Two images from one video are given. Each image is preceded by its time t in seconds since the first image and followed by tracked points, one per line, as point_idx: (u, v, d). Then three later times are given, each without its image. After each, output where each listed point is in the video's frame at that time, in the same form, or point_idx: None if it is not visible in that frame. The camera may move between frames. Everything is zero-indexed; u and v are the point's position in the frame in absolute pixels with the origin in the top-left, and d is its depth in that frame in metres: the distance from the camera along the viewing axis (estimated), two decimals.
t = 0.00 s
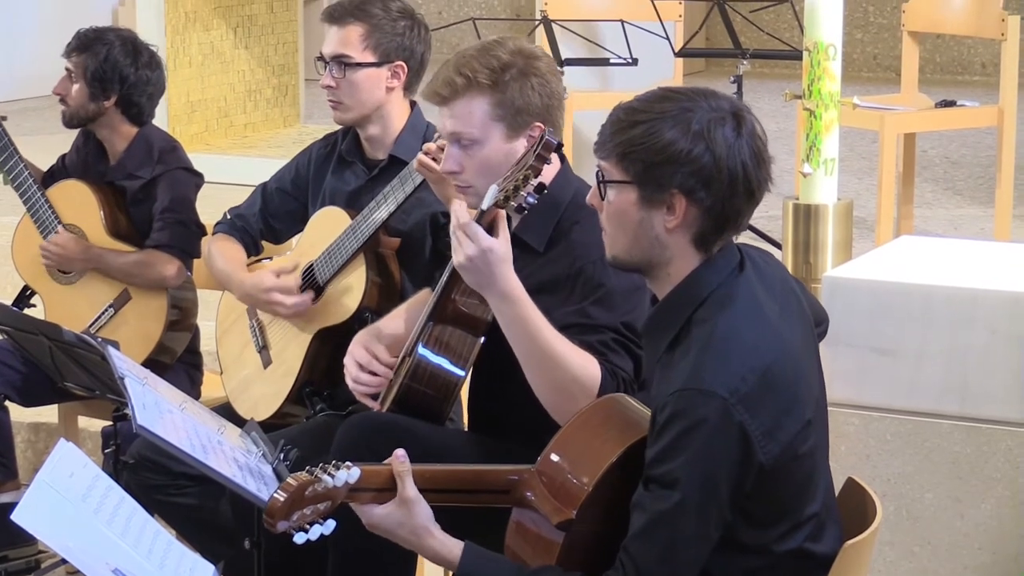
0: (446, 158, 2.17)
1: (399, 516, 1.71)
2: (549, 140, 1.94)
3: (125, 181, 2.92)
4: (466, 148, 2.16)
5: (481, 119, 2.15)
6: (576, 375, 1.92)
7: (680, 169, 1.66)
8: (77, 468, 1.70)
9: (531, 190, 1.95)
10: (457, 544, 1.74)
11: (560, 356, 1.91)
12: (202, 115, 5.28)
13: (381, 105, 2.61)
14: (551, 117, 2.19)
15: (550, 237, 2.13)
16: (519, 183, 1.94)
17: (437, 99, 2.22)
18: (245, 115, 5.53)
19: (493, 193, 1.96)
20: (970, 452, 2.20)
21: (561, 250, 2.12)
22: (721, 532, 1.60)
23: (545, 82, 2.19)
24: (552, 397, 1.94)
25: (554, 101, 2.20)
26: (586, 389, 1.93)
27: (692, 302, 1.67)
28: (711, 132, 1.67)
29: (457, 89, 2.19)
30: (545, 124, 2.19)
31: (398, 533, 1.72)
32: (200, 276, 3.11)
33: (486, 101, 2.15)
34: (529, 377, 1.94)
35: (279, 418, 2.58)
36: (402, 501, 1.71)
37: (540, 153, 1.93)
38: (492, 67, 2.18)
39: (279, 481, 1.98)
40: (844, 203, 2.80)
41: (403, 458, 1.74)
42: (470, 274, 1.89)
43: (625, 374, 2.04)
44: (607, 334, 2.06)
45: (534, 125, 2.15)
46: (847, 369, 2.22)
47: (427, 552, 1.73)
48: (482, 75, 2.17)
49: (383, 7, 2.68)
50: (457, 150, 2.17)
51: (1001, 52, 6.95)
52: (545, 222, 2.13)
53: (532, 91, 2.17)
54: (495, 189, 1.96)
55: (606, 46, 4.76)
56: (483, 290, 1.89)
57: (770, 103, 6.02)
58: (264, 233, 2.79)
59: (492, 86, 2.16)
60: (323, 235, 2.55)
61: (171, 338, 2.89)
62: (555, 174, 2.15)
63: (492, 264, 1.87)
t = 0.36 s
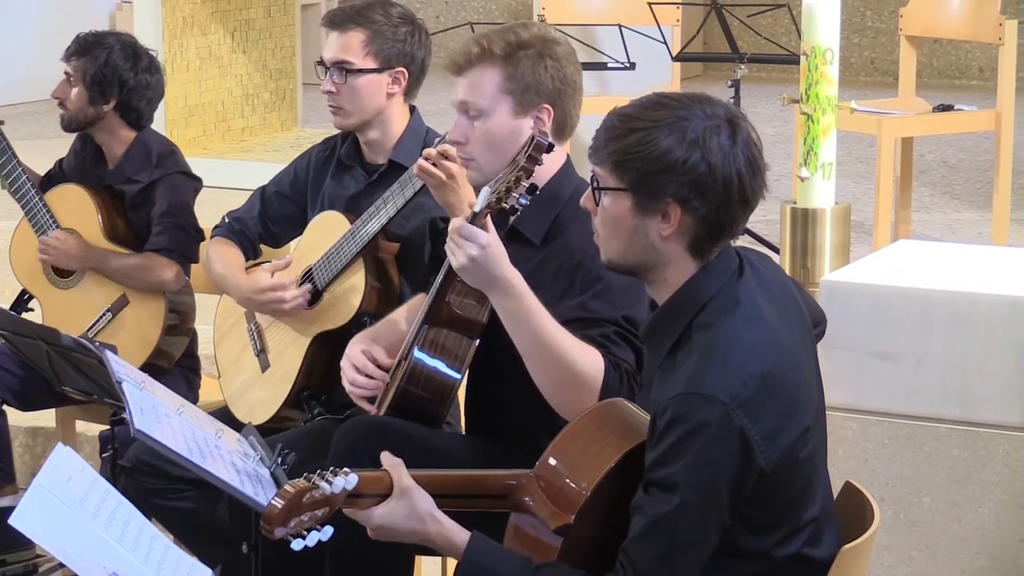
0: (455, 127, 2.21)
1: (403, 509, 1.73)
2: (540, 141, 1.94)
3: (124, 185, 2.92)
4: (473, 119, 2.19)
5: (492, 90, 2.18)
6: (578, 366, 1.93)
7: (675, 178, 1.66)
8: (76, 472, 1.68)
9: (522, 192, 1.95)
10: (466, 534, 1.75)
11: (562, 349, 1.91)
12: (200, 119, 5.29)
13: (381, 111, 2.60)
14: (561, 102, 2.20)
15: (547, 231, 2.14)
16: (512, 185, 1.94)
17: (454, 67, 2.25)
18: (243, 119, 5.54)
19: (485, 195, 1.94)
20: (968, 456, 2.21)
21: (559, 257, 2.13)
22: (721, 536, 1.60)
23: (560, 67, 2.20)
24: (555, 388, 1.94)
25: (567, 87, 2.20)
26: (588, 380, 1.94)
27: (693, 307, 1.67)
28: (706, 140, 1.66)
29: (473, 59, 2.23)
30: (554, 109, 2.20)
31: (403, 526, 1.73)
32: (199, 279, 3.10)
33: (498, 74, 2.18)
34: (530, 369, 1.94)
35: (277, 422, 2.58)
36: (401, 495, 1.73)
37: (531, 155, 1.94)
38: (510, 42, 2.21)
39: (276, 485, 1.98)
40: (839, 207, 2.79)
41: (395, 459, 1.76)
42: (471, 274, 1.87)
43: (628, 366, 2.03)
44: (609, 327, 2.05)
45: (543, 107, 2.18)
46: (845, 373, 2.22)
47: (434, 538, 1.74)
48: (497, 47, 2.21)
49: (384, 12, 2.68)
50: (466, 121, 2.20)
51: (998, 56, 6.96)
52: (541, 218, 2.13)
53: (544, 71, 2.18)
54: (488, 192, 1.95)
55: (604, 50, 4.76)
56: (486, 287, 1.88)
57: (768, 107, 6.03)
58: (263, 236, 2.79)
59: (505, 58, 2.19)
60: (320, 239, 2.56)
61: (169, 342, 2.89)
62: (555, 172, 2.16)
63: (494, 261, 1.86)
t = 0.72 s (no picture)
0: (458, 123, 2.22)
1: (403, 519, 1.73)
2: (538, 142, 1.94)
3: (126, 192, 2.92)
4: (475, 115, 2.20)
5: (493, 86, 2.18)
6: (584, 370, 1.92)
7: (679, 187, 1.66)
8: (78, 478, 1.69)
9: (521, 194, 1.96)
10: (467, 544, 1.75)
11: (567, 352, 1.91)
12: (202, 126, 5.29)
13: (386, 119, 2.60)
14: (562, 99, 2.19)
15: (547, 230, 2.14)
16: (510, 187, 1.95)
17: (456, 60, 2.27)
18: (246, 126, 5.54)
19: (483, 200, 1.97)
20: (971, 463, 2.20)
21: (562, 264, 2.13)
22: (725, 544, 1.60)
23: (563, 65, 2.20)
24: (562, 393, 1.94)
25: (570, 85, 2.20)
26: (595, 383, 1.94)
27: (697, 314, 1.68)
28: (711, 150, 1.66)
29: (475, 56, 2.23)
30: (555, 107, 2.18)
31: (402, 535, 1.73)
32: (201, 286, 3.10)
33: (499, 70, 2.18)
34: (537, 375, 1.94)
35: (279, 429, 2.57)
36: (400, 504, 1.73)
37: (530, 156, 1.94)
38: (514, 39, 2.22)
39: (279, 491, 1.98)
40: (844, 213, 2.63)
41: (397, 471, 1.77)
42: (471, 279, 1.89)
43: (632, 365, 2.03)
44: (612, 327, 2.05)
45: (543, 103, 2.17)
46: (848, 380, 2.22)
47: (436, 550, 1.74)
48: (500, 43, 2.22)
49: (388, 21, 2.66)
50: (469, 118, 2.21)
51: (1001, 63, 6.96)
52: (544, 216, 2.13)
53: (545, 67, 2.17)
54: (486, 195, 1.98)
55: (607, 57, 4.76)
56: (488, 294, 1.88)
57: (771, 113, 6.02)
58: (266, 243, 2.79)
59: (507, 53, 2.20)
60: (321, 244, 2.56)
61: (172, 349, 2.89)
62: (557, 174, 2.16)
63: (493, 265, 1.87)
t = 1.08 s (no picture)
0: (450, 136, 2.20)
1: (406, 526, 1.72)
2: (538, 147, 1.96)
3: (128, 200, 2.93)
4: (467, 126, 2.17)
5: (483, 96, 2.16)
6: (586, 377, 1.92)
7: (684, 194, 1.66)
8: (78, 486, 1.68)
9: (521, 199, 1.96)
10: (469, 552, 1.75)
11: (569, 360, 1.90)
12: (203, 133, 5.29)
13: (389, 128, 2.59)
14: (553, 105, 2.17)
15: (547, 239, 2.14)
16: (510, 193, 1.96)
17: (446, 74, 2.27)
18: (247, 133, 5.53)
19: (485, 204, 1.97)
20: (973, 471, 2.20)
21: (562, 270, 2.12)
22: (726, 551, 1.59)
23: (552, 69, 2.18)
24: (565, 401, 1.93)
25: (562, 90, 2.18)
26: (598, 391, 1.93)
27: (699, 320, 1.68)
28: (717, 157, 1.66)
29: (464, 67, 2.22)
30: (546, 113, 2.17)
31: (404, 541, 1.73)
32: (203, 295, 3.10)
33: (488, 79, 2.17)
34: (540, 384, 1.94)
35: (280, 436, 2.57)
36: (404, 514, 1.73)
37: (530, 160, 1.96)
38: (502, 48, 2.21)
39: (280, 499, 1.97)
40: (845, 220, 2.63)
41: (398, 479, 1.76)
42: (472, 287, 1.89)
43: (634, 372, 2.03)
44: (614, 335, 2.05)
45: (533, 110, 2.16)
46: (850, 388, 2.21)
47: (439, 555, 1.74)
48: (488, 52, 2.20)
49: (392, 30, 2.66)
50: (461, 129, 2.19)
51: (1002, 70, 6.96)
52: (544, 223, 2.13)
53: (534, 74, 2.16)
54: (488, 200, 1.97)
55: (609, 64, 4.76)
56: (488, 303, 1.88)
57: (772, 120, 6.02)
58: (269, 251, 2.79)
59: (495, 62, 2.18)
60: (322, 251, 2.55)
61: (173, 357, 2.89)
62: (556, 180, 2.16)
63: (493, 273, 1.87)
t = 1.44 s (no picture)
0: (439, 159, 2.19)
1: (399, 532, 1.72)
2: (536, 155, 1.95)
3: (123, 205, 2.92)
4: (457, 148, 2.17)
5: (471, 116, 2.16)
6: (579, 387, 1.92)
7: (684, 199, 1.66)
8: (74, 492, 1.68)
9: (520, 207, 1.96)
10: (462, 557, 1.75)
11: (562, 370, 1.91)
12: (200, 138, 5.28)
13: (388, 134, 2.58)
14: (541, 118, 2.18)
15: (542, 249, 2.13)
16: (507, 201, 1.96)
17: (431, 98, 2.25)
18: (244, 139, 5.51)
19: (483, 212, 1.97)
20: (971, 476, 2.20)
21: (558, 275, 2.12)
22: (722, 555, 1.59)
23: (537, 83, 2.19)
24: (557, 411, 1.94)
25: (548, 103, 2.19)
26: (591, 402, 1.93)
27: (696, 325, 1.67)
28: (717, 162, 1.66)
29: (448, 88, 2.21)
30: (537, 127, 2.18)
31: (398, 549, 1.73)
32: (200, 300, 3.10)
33: (475, 99, 2.16)
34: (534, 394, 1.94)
35: (277, 441, 2.56)
36: (399, 518, 1.73)
37: (528, 168, 1.95)
38: (484, 66, 2.20)
39: (276, 504, 1.97)
40: (842, 227, 2.63)
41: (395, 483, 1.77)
42: (467, 293, 1.90)
43: (629, 384, 2.04)
44: (607, 345, 2.06)
45: (524, 126, 2.16)
46: (848, 393, 2.21)
47: (433, 565, 1.74)
48: (472, 72, 2.20)
49: (391, 37, 2.65)
50: (450, 152, 2.18)
51: (1000, 76, 6.96)
52: (539, 235, 2.13)
53: (522, 90, 2.17)
54: (485, 207, 1.98)
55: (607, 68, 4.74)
56: (481, 311, 1.89)
57: (769, 126, 6.02)
58: (264, 253, 2.78)
59: (480, 82, 2.18)
60: (319, 256, 2.55)
61: (169, 363, 2.89)
62: (550, 190, 2.16)
63: (486, 280, 1.88)
